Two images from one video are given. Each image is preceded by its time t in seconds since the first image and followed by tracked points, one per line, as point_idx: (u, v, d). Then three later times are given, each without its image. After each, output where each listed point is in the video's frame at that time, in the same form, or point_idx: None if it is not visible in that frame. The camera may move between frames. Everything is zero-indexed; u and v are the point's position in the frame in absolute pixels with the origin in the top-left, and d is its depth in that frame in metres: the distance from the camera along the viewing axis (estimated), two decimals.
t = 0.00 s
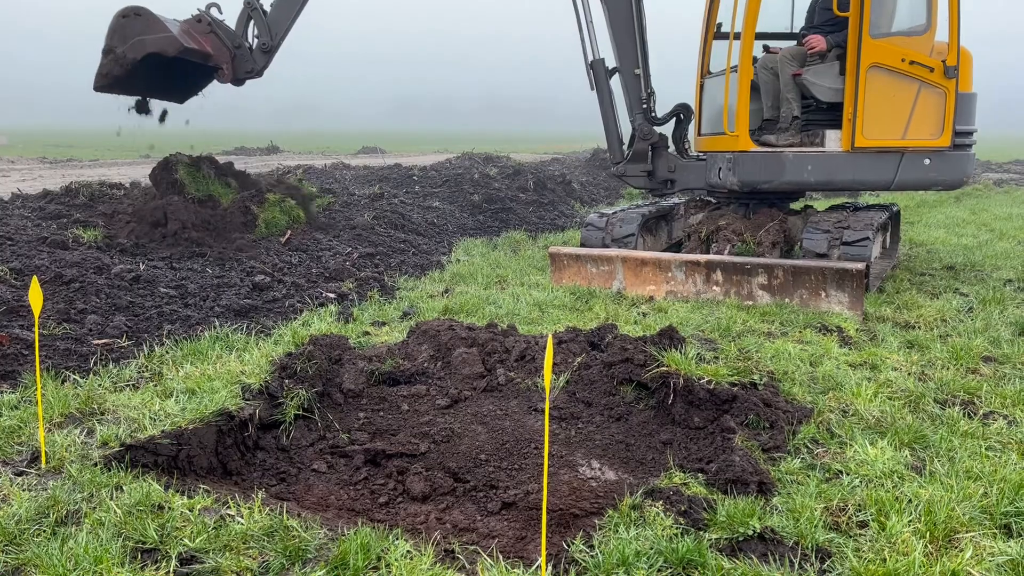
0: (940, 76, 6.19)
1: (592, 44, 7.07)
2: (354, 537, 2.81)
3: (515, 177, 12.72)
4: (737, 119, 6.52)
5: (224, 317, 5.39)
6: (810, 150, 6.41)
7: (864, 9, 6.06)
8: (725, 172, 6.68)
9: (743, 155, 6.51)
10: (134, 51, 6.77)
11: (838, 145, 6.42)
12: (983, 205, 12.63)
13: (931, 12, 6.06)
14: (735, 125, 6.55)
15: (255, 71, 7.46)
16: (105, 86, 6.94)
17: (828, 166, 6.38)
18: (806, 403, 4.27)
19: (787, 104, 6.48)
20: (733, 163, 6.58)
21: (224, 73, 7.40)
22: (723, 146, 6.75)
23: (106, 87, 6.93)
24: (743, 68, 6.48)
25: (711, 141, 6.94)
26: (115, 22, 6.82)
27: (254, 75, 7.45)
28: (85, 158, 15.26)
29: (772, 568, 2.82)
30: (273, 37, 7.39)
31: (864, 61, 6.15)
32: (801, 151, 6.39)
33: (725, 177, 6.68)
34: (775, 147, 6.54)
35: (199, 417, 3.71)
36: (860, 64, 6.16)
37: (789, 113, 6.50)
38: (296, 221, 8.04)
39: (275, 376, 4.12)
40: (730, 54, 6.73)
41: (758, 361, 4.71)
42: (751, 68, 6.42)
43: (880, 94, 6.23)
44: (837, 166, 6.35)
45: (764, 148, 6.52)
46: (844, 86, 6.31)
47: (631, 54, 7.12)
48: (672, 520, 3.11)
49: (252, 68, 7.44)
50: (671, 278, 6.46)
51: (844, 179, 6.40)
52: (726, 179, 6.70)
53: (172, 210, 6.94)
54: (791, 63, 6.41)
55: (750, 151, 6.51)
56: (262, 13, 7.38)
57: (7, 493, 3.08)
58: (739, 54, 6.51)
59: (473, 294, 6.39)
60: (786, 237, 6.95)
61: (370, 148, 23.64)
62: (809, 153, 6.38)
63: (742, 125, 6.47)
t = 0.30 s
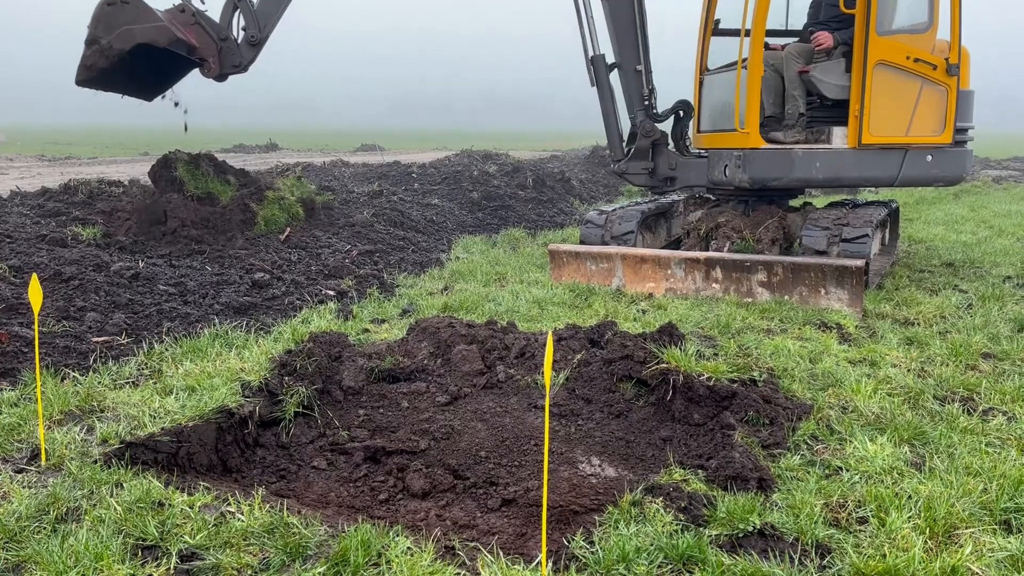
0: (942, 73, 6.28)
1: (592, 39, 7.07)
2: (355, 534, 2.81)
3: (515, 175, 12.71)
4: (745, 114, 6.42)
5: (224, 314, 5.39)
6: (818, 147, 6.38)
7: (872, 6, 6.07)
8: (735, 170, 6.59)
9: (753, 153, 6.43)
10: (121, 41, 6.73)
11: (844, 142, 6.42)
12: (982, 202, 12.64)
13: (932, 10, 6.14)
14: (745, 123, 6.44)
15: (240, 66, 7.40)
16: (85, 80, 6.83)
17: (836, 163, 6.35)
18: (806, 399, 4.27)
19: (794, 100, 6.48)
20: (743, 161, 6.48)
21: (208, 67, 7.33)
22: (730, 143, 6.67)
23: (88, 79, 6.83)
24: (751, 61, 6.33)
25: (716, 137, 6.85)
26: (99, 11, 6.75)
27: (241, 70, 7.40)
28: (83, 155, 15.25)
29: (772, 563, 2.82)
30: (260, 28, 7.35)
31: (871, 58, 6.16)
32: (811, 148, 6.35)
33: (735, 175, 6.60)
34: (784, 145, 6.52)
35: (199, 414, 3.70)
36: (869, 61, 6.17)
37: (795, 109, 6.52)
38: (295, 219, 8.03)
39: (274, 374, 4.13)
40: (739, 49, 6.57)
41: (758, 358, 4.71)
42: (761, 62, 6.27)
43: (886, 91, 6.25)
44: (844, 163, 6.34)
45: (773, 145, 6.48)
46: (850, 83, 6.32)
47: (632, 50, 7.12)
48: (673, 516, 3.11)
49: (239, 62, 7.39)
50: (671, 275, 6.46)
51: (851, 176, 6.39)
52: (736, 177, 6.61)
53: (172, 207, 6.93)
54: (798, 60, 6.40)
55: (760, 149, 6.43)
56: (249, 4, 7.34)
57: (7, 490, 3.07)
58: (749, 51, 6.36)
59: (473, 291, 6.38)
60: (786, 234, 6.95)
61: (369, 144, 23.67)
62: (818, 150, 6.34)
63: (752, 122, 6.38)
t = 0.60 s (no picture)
0: (941, 70, 6.49)
1: (594, 33, 7.04)
2: (354, 529, 2.81)
3: (513, 170, 12.70)
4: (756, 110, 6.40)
5: (222, 310, 5.39)
6: (826, 143, 6.39)
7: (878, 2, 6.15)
8: (744, 165, 6.55)
9: (764, 148, 6.41)
10: (113, 26, 6.56)
11: (849, 137, 6.51)
12: (980, 197, 12.65)
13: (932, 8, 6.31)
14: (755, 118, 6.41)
15: (231, 57, 7.08)
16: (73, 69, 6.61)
17: (842, 159, 6.39)
18: (804, 394, 4.28)
19: (800, 96, 6.41)
20: (754, 156, 6.46)
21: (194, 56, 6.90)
22: (739, 138, 6.64)
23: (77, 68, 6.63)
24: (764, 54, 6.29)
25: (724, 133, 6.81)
26: None
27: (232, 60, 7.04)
28: (80, 152, 15.24)
29: (770, 558, 2.83)
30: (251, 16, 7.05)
31: (877, 54, 6.25)
32: (820, 144, 6.36)
33: (744, 170, 6.55)
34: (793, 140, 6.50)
35: (198, 410, 3.70)
36: (875, 57, 6.26)
37: (801, 105, 6.42)
38: (293, 215, 8.02)
39: (273, 369, 4.12)
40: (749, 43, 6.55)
41: (756, 353, 4.71)
42: (772, 58, 6.26)
43: (891, 87, 6.38)
44: (851, 159, 6.39)
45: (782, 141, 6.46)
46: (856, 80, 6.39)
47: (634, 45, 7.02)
48: (671, 511, 3.12)
49: (230, 52, 7.06)
50: (669, 271, 6.46)
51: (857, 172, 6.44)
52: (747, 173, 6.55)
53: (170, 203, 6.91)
54: (804, 55, 6.37)
55: (771, 145, 6.42)
56: None
57: (6, 486, 3.07)
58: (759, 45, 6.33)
59: (471, 287, 6.38)
60: (784, 229, 6.96)
61: (366, 141, 23.64)
62: (826, 146, 6.35)
63: (764, 117, 6.36)
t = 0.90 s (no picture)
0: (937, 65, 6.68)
1: (596, 26, 7.03)
2: (351, 523, 2.81)
3: (510, 166, 12.69)
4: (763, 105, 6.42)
5: (219, 306, 5.38)
6: (832, 137, 6.40)
7: None
8: (751, 160, 6.46)
9: (774, 142, 6.34)
10: (110, 18, 6.26)
11: (852, 132, 6.54)
12: (977, 191, 12.66)
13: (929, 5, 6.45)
14: (765, 112, 6.40)
15: (226, 48, 6.87)
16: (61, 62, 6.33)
17: (846, 153, 6.43)
18: (801, 388, 4.29)
19: (805, 90, 6.36)
20: (764, 150, 6.38)
21: (191, 52, 6.74)
22: (747, 133, 6.61)
23: (71, 60, 6.36)
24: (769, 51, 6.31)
25: (728, 127, 6.77)
26: None
27: (227, 53, 6.88)
28: (77, 147, 15.20)
29: (767, 551, 2.84)
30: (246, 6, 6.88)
31: (881, 49, 6.32)
32: (826, 138, 6.37)
33: (752, 164, 6.46)
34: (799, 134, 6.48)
35: (196, 405, 3.70)
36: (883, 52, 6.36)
37: (806, 100, 6.38)
38: (290, 210, 8.01)
39: (270, 365, 4.12)
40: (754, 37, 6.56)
41: (753, 348, 4.72)
42: (780, 55, 6.27)
43: (892, 82, 6.48)
44: (854, 152, 6.45)
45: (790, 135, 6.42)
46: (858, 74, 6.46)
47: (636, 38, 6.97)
48: (668, 505, 3.13)
49: (225, 44, 6.84)
50: (667, 266, 6.46)
51: (858, 166, 6.52)
52: (754, 167, 6.46)
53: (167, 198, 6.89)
54: (809, 49, 6.33)
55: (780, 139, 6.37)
56: None
57: (3, 482, 3.07)
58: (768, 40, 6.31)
59: (469, 282, 6.37)
60: (781, 224, 6.97)
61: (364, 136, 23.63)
62: (832, 139, 6.36)
63: (773, 111, 6.35)
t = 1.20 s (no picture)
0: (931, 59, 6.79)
1: (597, 18, 7.01)
2: (349, 515, 2.82)
3: (507, 159, 12.68)
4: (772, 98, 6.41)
5: (216, 300, 5.37)
6: (837, 130, 6.41)
7: None
8: (758, 153, 6.51)
9: (782, 136, 6.38)
10: (117, 23, 5.26)
11: (853, 125, 6.57)
12: (974, 184, 12.68)
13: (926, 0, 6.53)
14: (773, 104, 6.40)
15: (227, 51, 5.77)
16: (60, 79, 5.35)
17: (850, 146, 6.44)
18: (798, 380, 4.30)
19: (808, 83, 6.38)
20: (771, 143, 6.41)
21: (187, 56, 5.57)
22: (752, 126, 6.59)
23: (75, 70, 5.32)
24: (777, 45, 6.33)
25: (729, 120, 6.74)
26: None
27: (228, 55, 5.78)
28: (72, 142, 15.16)
29: (764, 541, 2.85)
30: (247, 4, 5.84)
31: (882, 43, 6.37)
32: (831, 132, 6.36)
33: (759, 158, 6.52)
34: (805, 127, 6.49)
35: (193, 399, 3.70)
36: (886, 46, 6.44)
37: (809, 93, 6.42)
38: (287, 204, 8.01)
39: (268, 358, 4.13)
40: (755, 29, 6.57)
41: (750, 340, 4.73)
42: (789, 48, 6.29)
43: (891, 75, 6.55)
44: (858, 146, 6.46)
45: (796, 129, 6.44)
46: (861, 66, 6.48)
47: (638, 30, 6.85)
48: (666, 496, 3.14)
49: (226, 46, 5.76)
50: (664, 259, 6.46)
51: (861, 159, 6.53)
52: (761, 159, 6.51)
53: (163, 192, 6.87)
54: (812, 43, 6.30)
55: (788, 133, 6.40)
56: None
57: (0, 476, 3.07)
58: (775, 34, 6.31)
59: (466, 276, 6.37)
60: (778, 217, 6.98)
61: (360, 130, 23.58)
62: (838, 133, 6.36)
63: (782, 103, 6.38)
